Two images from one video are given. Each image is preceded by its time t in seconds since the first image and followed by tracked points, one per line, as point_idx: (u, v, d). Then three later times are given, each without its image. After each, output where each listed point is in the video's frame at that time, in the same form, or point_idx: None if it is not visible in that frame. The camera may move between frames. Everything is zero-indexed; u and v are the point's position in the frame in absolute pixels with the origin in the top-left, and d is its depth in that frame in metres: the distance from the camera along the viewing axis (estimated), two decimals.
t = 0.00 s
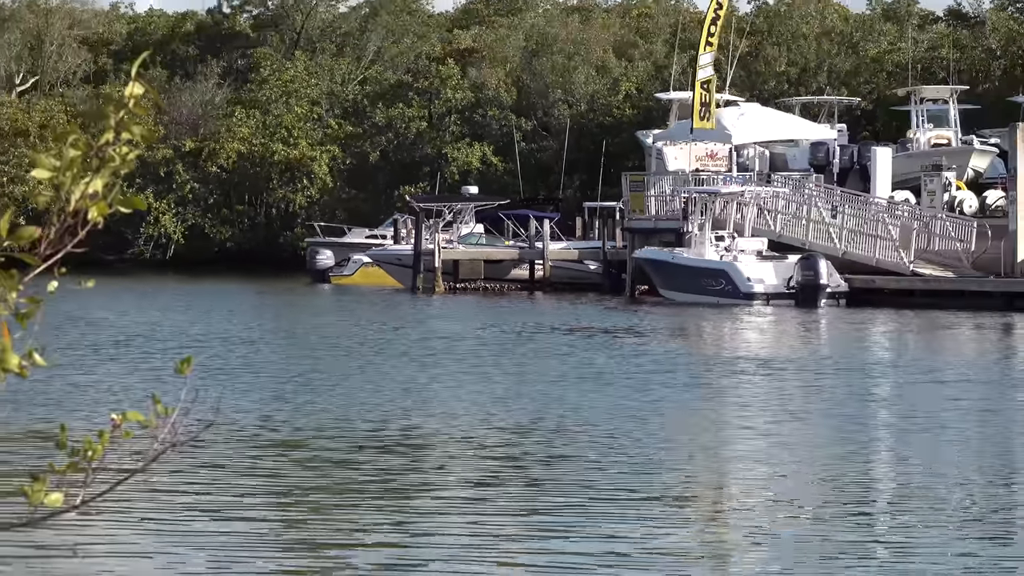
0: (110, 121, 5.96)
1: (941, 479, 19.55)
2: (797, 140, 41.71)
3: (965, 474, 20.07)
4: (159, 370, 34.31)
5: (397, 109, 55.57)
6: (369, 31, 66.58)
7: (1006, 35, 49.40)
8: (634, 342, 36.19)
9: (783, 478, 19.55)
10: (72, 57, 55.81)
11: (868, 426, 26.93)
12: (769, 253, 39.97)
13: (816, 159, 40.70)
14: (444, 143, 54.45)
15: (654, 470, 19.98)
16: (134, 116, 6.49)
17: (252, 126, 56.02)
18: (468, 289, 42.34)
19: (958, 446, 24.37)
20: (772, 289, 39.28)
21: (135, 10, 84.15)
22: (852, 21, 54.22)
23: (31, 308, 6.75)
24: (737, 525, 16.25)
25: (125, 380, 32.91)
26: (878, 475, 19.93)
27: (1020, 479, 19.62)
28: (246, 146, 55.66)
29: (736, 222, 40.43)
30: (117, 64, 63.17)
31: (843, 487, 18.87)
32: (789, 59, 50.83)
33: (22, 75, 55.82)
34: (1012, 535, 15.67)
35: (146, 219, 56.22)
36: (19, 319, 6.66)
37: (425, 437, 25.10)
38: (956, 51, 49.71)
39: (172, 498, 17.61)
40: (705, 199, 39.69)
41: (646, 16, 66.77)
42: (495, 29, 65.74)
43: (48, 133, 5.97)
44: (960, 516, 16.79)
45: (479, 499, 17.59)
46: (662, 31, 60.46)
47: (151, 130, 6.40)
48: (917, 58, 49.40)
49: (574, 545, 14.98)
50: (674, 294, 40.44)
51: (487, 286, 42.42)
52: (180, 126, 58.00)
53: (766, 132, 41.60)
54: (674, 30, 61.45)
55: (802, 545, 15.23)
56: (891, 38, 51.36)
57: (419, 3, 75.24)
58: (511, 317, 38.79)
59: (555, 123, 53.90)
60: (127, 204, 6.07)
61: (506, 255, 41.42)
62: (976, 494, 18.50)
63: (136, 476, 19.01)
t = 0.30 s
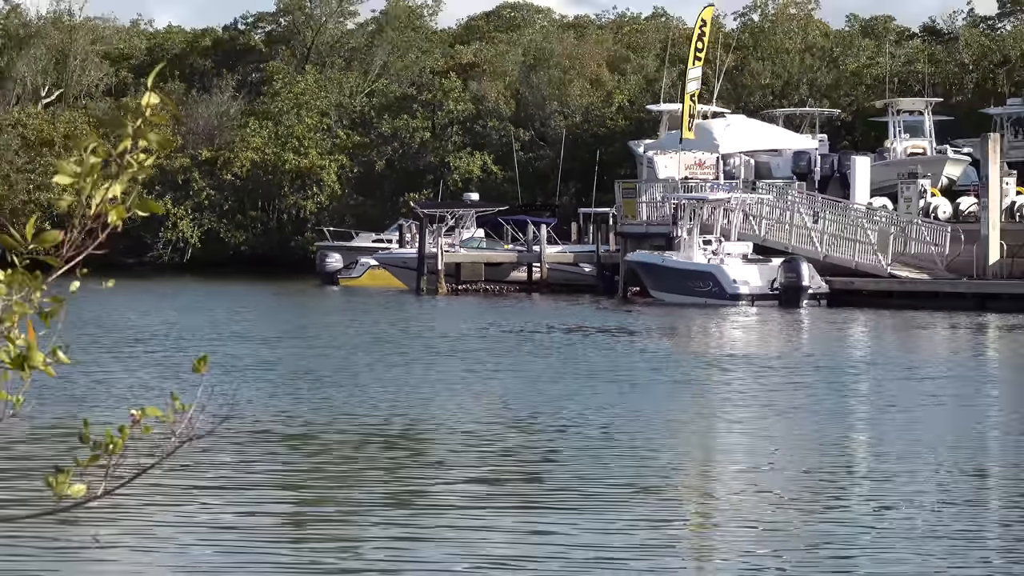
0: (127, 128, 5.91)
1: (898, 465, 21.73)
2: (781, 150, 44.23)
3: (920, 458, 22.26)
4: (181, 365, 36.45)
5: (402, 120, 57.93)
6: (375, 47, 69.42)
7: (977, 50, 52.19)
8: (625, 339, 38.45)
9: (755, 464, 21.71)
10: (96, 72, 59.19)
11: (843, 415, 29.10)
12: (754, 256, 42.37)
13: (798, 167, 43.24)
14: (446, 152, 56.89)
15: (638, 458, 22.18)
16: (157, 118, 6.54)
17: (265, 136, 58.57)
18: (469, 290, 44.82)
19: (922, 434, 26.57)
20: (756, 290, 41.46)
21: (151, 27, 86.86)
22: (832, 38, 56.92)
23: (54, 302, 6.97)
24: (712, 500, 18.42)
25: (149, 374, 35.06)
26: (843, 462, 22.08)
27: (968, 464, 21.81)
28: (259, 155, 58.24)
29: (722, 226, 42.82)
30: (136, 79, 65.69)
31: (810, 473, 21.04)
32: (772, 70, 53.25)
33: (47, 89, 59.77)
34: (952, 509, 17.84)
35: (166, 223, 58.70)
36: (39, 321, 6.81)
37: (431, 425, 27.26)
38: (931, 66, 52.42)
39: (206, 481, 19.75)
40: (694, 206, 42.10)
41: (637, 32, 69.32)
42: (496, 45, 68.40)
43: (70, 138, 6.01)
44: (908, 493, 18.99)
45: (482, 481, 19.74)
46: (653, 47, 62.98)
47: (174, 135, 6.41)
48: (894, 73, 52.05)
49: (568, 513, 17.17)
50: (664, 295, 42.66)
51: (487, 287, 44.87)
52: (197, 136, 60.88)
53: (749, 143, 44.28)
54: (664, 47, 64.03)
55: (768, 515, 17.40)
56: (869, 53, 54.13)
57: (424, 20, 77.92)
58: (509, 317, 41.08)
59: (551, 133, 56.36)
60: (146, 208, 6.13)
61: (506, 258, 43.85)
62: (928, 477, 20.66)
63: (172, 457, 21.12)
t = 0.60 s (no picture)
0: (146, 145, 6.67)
1: (863, 453, 24.06)
2: (765, 156, 46.89)
3: (884, 450, 24.59)
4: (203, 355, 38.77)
5: (407, 128, 60.78)
6: (381, 60, 72.84)
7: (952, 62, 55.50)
8: (619, 333, 40.74)
9: (732, 453, 24.04)
10: (117, 82, 62.87)
11: (821, 400, 31.44)
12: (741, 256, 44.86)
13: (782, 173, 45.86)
14: (449, 158, 59.35)
15: (627, 445, 24.52)
16: (175, 138, 7.30)
17: (276, 144, 61.13)
18: (471, 289, 47.35)
19: (891, 418, 28.91)
20: (742, 288, 43.65)
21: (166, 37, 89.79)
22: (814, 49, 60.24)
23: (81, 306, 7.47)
24: (693, 480, 20.73)
25: (174, 363, 37.36)
26: (813, 451, 24.42)
27: (927, 453, 24.14)
28: (272, 161, 60.71)
29: (711, 229, 45.31)
30: (155, 89, 68.47)
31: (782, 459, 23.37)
32: (758, 83, 56.84)
33: (72, 97, 63.56)
34: (906, 489, 20.14)
35: (182, 226, 61.14)
36: (68, 319, 7.24)
37: (437, 407, 29.56)
38: (908, 77, 55.89)
39: (240, 458, 22.05)
40: (683, 210, 44.56)
41: (629, 44, 72.12)
42: (495, 57, 71.14)
43: (99, 152, 6.74)
44: (869, 478, 21.29)
45: (487, 460, 22.05)
46: (645, 58, 65.65)
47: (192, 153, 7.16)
48: (873, 84, 55.11)
49: (564, 490, 19.46)
50: (656, 294, 44.98)
51: (488, 286, 47.43)
52: (213, 142, 63.36)
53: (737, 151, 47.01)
54: (655, 57, 66.67)
55: (741, 494, 19.70)
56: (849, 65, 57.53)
57: (427, 31, 80.79)
58: (509, 315, 43.46)
59: (549, 141, 58.76)
60: (166, 213, 6.83)
61: (505, 258, 46.45)
62: (887, 463, 23.00)
63: (203, 437, 23.40)
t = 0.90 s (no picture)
0: (165, 147, 6.48)
1: (841, 415, 26.22)
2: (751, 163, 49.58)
3: (861, 413, 26.72)
4: (223, 345, 40.96)
5: (411, 137, 63.00)
6: (387, 72, 75.63)
7: (928, 73, 60.74)
8: (611, 328, 42.88)
9: (721, 414, 26.18)
10: (136, 92, 67.29)
11: (808, 373, 33.59)
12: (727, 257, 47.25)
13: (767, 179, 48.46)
14: (452, 166, 61.63)
15: (623, 412, 26.67)
16: (198, 139, 7.04)
17: (287, 151, 63.54)
18: (471, 289, 49.88)
19: (871, 386, 31.04)
20: (729, 288, 45.65)
21: (179, 51, 92.56)
22: (797, 62, 65.66)
23: (100, 305, 7.43)
24: (674, 437, 22.89)
25: (190, 352, 39.58)
26: (795, 412, 26.55)
27: (901, 414, 26.27)
28: (282, 168, 63.09)
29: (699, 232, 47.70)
30: (171, 98, 71.69)
31: (766, 420, 25.55)
32: (745, 92, 61.66)
33: (93, 108, 67.54)
34: (876, 443, 22.24)
35: (198, 230, 63.93)
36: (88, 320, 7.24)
37: (437, 391, 31.78)
38: (887, 89, 60.96)
39: (268, 428, 24.20)
40: (673, 214, 47.03)
41: (623, 56, 74.70)
42: (495, 67, 73.66)
43: (115, 158, 6.59)
44: (844, 434, 23.40)
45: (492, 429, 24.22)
46: (637, 70, 67.86)
47: (207, 152, 6.90)
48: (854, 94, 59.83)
49: (565, 446, 21.58)
50: (647, 294, 47.26)
51: (487, 286, 49.90)
52: (226, 151, 67.16)
53: (723, 158, 50.00)
54: (647, 68, 68.78)
55: (726, 447, 21.83)
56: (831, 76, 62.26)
57: (430, 44, 83.50)
58: (508, 315, 45.73)
59: (546, 148, 61.38)
60: (181, 216, 6.70)
61: (503, 259, 49.03)
62: (862, 423, 25.14)
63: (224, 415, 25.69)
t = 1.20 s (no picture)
0: (169, 147, 6.70)
1: (838, 410, 26.74)
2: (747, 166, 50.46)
3: (858, 407, 27.27)
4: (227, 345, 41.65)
5: (412, 140, 63.78)
6: (389, 74, 77.05)
7: (920, 77, 62.01)
8: (609, 328, 43.54)
9: (713, 410, 26.87)
10: (140, 96, 68.10)
11: (805, 371, 34.17)
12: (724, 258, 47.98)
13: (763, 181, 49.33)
14: (452, 168, 62.43)
15: (622, 409, 27.29)
16: (198, 143, 7.18)
17: (291, 153, 64.16)
18: (471, 289, 50.65)
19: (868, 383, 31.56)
20: (725, 288, 46.30)
21: (183, 56, 93.53)
22: (791, 65, 66.84)
23: (102, 305, 7.50)
24: (664, 435, 23.52)
25: (195, 351, 40.25)
26: (792, 408, 27.11)
27: (897, 408, 26.82)
28: (286, 170, 63.73)
29: (696, 233, 48.50)
30: (176, 101, 72.64)
31: (764, 415, 26.10)
32: (739, 94, 62.73)
33: (99, 111, 68.50)
34: (872, 437, 22.77)
35: (202, 231, 64.77)
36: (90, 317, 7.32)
37: (437, 390, 32.46)
38: (881, 92, 62.43)
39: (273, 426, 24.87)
40: (670, 215, 47.84)
41: (621, 59, 75.59)
42: (495, 70, 74.51)
43: (117, 158, 6.73)
44: (839, 428, 23.94)
45: (493, 425, 24.86)
46: (635, 73, 68.72)
47: (210, 154, 7.11)
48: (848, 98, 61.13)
49: (565, 442, 22.16)
50: (646, 294, 47.87)
51: (488, 287, 50.65)
52: (230, 153, 68.03)
53: (720, 161, 50.91)
54: (644, 73, 69.80)
55: (722, 441, 22.38)
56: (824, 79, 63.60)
57: (431, 48, 84.46)
58: (507, 315, 46.43)
59: (545, 150, 62.35)
60: (184, 216, 6.88)
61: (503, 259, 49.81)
62: (859, 417, 25.67)
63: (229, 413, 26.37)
